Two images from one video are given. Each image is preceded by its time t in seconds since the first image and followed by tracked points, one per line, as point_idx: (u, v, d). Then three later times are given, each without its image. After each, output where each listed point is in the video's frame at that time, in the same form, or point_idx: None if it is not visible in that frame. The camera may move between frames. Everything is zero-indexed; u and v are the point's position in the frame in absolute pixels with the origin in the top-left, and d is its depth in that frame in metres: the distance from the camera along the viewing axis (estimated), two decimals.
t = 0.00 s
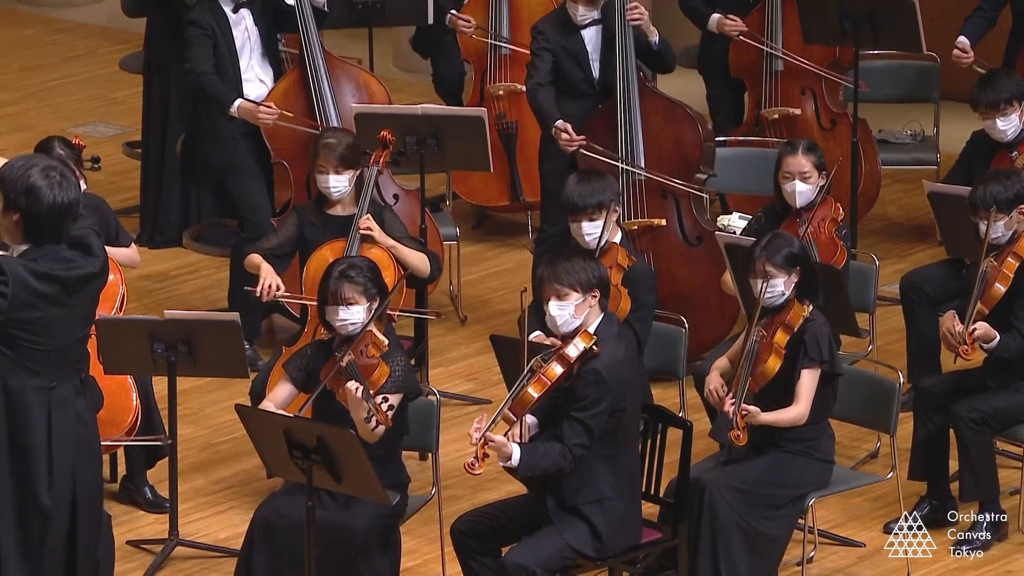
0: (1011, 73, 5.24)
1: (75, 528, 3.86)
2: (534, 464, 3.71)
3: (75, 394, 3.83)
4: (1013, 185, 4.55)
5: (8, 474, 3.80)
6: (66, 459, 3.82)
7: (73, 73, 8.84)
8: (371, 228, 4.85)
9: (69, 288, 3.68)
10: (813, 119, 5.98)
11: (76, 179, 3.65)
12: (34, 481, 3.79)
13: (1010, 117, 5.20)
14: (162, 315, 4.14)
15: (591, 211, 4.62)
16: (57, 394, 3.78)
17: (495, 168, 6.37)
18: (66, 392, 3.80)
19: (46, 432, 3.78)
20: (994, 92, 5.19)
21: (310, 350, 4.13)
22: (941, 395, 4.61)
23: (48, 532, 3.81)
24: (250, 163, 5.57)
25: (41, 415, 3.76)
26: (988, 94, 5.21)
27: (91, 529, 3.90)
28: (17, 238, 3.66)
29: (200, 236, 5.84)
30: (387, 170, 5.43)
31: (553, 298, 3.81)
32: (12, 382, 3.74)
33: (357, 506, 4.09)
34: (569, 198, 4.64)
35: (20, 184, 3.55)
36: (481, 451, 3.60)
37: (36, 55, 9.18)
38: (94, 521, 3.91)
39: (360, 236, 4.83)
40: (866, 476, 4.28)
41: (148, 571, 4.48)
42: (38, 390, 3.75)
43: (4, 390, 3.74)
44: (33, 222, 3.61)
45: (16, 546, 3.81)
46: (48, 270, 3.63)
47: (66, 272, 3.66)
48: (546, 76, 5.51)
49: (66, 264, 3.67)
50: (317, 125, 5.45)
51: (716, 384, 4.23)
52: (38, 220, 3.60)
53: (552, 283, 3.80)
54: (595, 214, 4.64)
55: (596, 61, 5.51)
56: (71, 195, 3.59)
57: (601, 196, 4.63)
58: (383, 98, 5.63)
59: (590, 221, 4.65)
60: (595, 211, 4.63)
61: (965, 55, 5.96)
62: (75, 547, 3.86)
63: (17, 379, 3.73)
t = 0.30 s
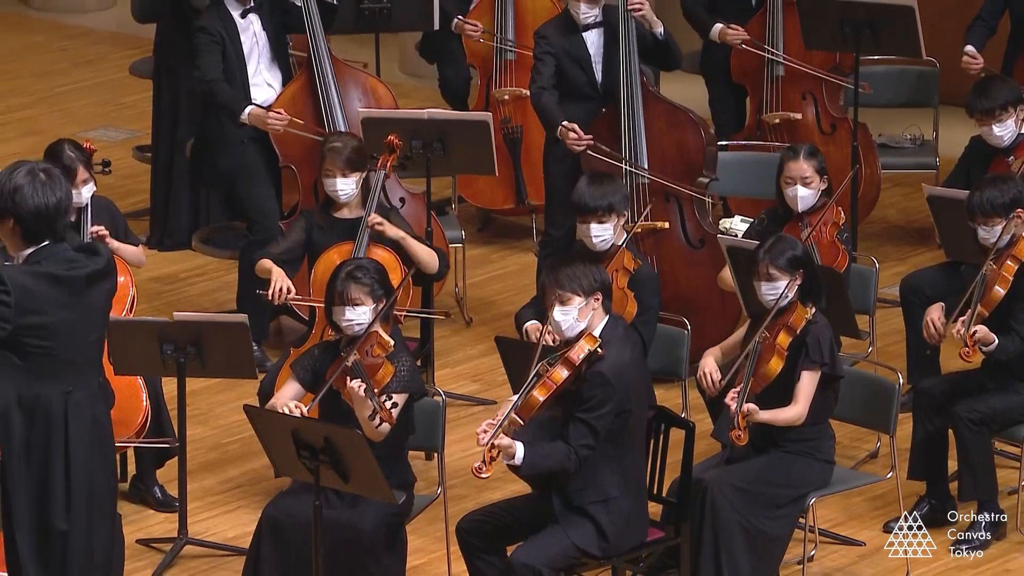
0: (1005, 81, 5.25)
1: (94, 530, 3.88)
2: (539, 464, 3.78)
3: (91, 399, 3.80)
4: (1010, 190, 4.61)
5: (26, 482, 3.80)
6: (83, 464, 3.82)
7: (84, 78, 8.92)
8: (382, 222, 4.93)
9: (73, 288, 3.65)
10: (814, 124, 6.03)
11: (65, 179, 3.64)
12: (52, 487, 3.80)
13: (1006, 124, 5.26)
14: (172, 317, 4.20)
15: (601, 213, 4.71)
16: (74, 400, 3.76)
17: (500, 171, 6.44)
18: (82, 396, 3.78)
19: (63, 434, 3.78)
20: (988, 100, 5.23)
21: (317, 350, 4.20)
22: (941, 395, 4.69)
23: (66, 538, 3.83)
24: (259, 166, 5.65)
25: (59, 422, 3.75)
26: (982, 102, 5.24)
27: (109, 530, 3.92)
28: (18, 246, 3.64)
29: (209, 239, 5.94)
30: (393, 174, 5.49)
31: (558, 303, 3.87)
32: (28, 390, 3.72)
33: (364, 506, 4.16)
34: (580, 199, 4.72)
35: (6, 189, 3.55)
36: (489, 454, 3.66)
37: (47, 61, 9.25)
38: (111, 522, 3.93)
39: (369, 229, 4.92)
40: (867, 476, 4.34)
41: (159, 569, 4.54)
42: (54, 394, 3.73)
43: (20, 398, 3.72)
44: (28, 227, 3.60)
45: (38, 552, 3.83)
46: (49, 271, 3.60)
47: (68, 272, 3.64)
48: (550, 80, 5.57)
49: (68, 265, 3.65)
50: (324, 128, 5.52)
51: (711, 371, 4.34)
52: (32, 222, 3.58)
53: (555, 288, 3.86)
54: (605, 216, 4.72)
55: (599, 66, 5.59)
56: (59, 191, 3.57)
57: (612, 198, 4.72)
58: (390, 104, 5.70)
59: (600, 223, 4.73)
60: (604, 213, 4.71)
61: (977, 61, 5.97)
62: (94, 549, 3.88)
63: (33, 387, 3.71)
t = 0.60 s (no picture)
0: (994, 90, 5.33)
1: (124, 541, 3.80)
2: (543, 462, 3.86)
3: (113, 408, 3.72)
4: (1004, 195, 4.69)
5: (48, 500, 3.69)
6: (106, 474, 3.74)
7: (94, 84, 9.01)
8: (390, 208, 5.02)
9: (92, 293, 3.59)
10: (813, 129, 6.11)
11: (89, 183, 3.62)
12: (76, 501, 3.70)
13: (997, 133, 5.32)
14: (181, 319, 4.28)
15: (607, 215, 4.78)
16: (95, 410, 3.68)
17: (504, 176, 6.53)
18: (103, 406, 3.70)
19: (85, 446, 3.69)
20: (977, 111, 5.30)
21: (324, 351, 4.29)
22: (938, 396, 4.77)
23: (97, 552, 3.74)
24: (266, 172, 5.73)
25: (80, 432, 3.67)
26: (971, 114, 5.32)
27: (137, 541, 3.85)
28: (40, 251, 3.60)
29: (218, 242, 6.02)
30: (399, 178, 5.56)
31: (562, 305, 3.96)
32: (47, 401, 3.63)
33: (370, 505, 4.24)
34: (586, 202, 4.80)
35: (29, 189, 3.52)
36: (492, 450, 3.74)
37: (58, 67, 9.35)
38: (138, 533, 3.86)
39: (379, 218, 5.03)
40: (865, 476, 4.42)
41: (169, 567, 4.62)
42: (74, 404, 3.65)
43: (40, 410, 3.64)
44: (50, 228, 3.55)
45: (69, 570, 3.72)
46: (68, 275, 3.55)
47: (88, 278, 3.59)
48: (552, 88, 5.66)
49: (88, 270, 3.60)
50: (330, 133, 5.60)
51: (715, 368, 4.42)
52: (53, 225, 3.54)
53: (560, 290, 3.95)
54: (610, 219, 4.78)
55: (600, 71, 5.67)
56: (81, 194, 3.53)
57: (616, 202, 4.80)
58: (395, 110, 5.78)
59: (604, 225, 4.79)
60: (610, 215, 4.78)
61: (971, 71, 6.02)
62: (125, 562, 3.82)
63: (52, 398, 3.63)
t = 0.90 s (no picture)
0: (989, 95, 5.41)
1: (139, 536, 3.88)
2: (547, 461, 3.95)
3: (134, 405, 3.81)
4: (998, 200, 4.76)
5: (64, 487, 3.79)
6: (123, 468, 3.83)
7: (106, 90, 9.11)
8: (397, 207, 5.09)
9: (117, 291, 3.67)
10: (812, 135, 6.21)
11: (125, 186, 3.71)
12: (90, 491, 3.80)
13: (990, 138, 5.40)
14: (191, 322, 4.35)
15: (608, 219, 4.84)
16: (113, 404, 3.77)
17: (508, 181, 6.61)
18: (122, 402, 3.79)
19: (102, 439, 3.79)
20: (972, 116, 5.39)
21: (332, 351, 4.38)
22: (935, 397, 4.84)
23: (108, 543, 3.83)
24: (274, 176, 5.83)
25: (97, 425, 3.77)
26: (967, 117, 5.40)
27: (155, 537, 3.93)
28: (74, 249, 3.71)
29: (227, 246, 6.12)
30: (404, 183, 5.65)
31: (569, 306, 4.04)
32: (67, 390, 3.73)
33: (376, 504, 4.32)
34: (587, 208, 4.86)
35: (62, 184, 3.63)
36: (497, 448, 3.84)
37: (70, 74, 9.45)
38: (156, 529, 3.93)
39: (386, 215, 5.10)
40: (862, 476, 4.50)
41: (179, 565, 4.71)
42: (92, 398, 3.75)
43: (60, 398, 3.74)
44: (79, 226, 3.65)
45: (80, 557, 3.82)
46: (93, 272, 3.64)
47: (114, 276, 3.67)
48: (555, 95, 5.76)
49: (116, 269, 3.68)
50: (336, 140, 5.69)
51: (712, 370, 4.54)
52: (81, 222, 3.64)
53: (567, 290, 4.04)
54: (611, 222, 4.86)
55: (601, 78, 5.76)
56: (108, 194, 3.62)
57: (617, 206, 4.86)
58: (401, 116, 5.87)
59: (606, 229, 4.87)
60: (610, 219, 4.85)
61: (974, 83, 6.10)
62: (140, 556, 3.89)
63: (71, 388, 3.73)
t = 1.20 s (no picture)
0: (984, 101, 5.50)
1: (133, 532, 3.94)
2: (551, 461, 4.04)
3: (141, 406, 3.88)
4: (993, 206, 4.84)
5: (65, 473, 3.90)
6: (121, 465, 3.89)
7: (118, 97, 9.21)
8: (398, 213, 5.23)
9: (132, 291, 3.77)
10: (810, 141, 6.29)
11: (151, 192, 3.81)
12: (85, 482, 3.88)
13: (984, 145, 5.50)
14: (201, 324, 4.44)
15: (607, 223, 4.93)
16: (117, 403, 3.84)
17: (511, 186, 6.70)
18: (128, 403, 3.86)
19: (104, 436, 3.87)
20: (966, 122, 5.48)
21: (338, 354, 4.46)
22: (932, 398, 4.93)
23: (96, 535, 3.90)
24: (281, 181, 5.91)
25: (100, 420, 3.85)
26: (962, 124, 5.49)
27: (156, 540, 3.96)
28: (99, 249, 3.83)
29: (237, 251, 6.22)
30: (408, 189, 5.74)
31: (574, 309, 4.15)
32: (75, 382, 3.84)
33: (382, 503, 4.41)
34: (586, 212, 4.96)
35: (88, 186, 3.76)
36: (502, 448, 3.92)
37: (82, 81, 9.55)
38: (158, 533, 3.97)
39: (388, 222, 5.23)
40: (860, 476, 4.59)
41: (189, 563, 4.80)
42: (97, 394, 3.84)
43: (69, 388, 3.85)
44: (102, 228, 3.77)
45: (71, 543, 3.91)
46: (111, 271, 3.75)
47: (132, 277, 3.77)
48: (559, 103, 5.86)
49: (135, 271, 3.78)
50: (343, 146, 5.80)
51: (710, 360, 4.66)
52: (104, 222, 3.76)
53: (572, 295, 4.14)
54: (610, 227, 4.95)
55: (604, 85, 5.85)
56: (128, 198, 3.72)
57: (617, 210, 4.96)
58: (407, 123, 5.94)
59: (605, 233, 4.95)
60: (610, 224, 4.94)
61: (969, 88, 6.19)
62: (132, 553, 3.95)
63: (78, 380, 3.83)
